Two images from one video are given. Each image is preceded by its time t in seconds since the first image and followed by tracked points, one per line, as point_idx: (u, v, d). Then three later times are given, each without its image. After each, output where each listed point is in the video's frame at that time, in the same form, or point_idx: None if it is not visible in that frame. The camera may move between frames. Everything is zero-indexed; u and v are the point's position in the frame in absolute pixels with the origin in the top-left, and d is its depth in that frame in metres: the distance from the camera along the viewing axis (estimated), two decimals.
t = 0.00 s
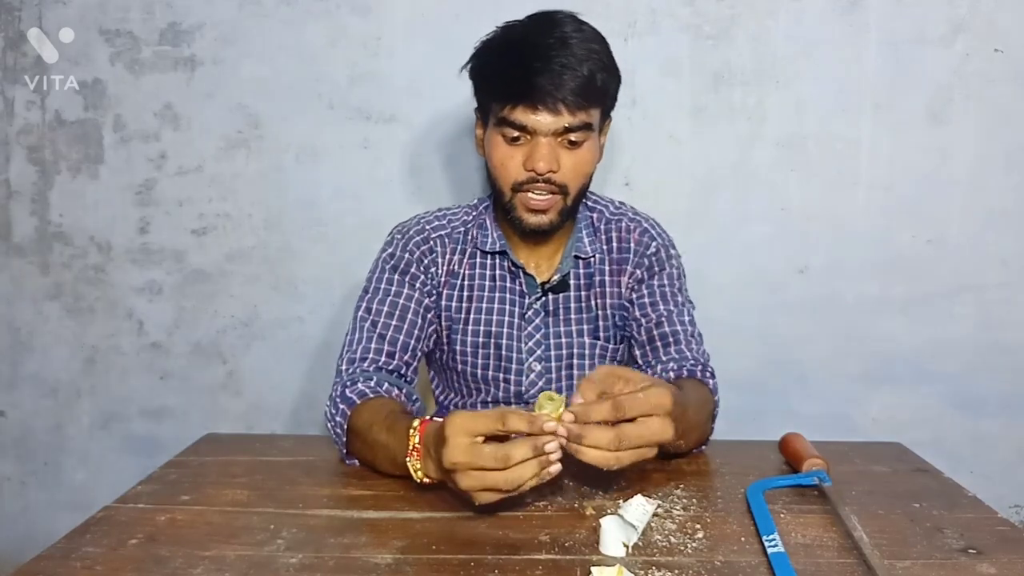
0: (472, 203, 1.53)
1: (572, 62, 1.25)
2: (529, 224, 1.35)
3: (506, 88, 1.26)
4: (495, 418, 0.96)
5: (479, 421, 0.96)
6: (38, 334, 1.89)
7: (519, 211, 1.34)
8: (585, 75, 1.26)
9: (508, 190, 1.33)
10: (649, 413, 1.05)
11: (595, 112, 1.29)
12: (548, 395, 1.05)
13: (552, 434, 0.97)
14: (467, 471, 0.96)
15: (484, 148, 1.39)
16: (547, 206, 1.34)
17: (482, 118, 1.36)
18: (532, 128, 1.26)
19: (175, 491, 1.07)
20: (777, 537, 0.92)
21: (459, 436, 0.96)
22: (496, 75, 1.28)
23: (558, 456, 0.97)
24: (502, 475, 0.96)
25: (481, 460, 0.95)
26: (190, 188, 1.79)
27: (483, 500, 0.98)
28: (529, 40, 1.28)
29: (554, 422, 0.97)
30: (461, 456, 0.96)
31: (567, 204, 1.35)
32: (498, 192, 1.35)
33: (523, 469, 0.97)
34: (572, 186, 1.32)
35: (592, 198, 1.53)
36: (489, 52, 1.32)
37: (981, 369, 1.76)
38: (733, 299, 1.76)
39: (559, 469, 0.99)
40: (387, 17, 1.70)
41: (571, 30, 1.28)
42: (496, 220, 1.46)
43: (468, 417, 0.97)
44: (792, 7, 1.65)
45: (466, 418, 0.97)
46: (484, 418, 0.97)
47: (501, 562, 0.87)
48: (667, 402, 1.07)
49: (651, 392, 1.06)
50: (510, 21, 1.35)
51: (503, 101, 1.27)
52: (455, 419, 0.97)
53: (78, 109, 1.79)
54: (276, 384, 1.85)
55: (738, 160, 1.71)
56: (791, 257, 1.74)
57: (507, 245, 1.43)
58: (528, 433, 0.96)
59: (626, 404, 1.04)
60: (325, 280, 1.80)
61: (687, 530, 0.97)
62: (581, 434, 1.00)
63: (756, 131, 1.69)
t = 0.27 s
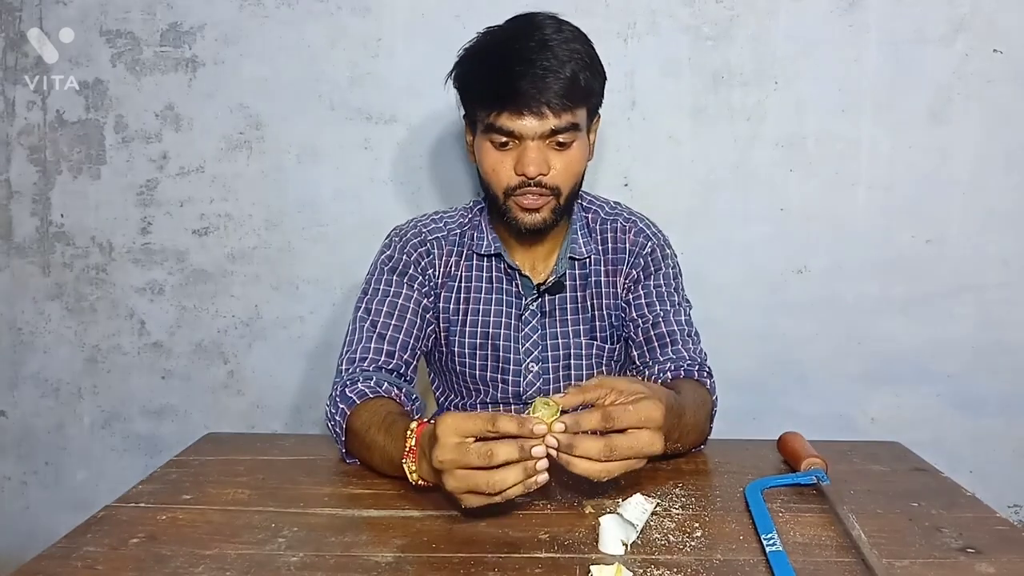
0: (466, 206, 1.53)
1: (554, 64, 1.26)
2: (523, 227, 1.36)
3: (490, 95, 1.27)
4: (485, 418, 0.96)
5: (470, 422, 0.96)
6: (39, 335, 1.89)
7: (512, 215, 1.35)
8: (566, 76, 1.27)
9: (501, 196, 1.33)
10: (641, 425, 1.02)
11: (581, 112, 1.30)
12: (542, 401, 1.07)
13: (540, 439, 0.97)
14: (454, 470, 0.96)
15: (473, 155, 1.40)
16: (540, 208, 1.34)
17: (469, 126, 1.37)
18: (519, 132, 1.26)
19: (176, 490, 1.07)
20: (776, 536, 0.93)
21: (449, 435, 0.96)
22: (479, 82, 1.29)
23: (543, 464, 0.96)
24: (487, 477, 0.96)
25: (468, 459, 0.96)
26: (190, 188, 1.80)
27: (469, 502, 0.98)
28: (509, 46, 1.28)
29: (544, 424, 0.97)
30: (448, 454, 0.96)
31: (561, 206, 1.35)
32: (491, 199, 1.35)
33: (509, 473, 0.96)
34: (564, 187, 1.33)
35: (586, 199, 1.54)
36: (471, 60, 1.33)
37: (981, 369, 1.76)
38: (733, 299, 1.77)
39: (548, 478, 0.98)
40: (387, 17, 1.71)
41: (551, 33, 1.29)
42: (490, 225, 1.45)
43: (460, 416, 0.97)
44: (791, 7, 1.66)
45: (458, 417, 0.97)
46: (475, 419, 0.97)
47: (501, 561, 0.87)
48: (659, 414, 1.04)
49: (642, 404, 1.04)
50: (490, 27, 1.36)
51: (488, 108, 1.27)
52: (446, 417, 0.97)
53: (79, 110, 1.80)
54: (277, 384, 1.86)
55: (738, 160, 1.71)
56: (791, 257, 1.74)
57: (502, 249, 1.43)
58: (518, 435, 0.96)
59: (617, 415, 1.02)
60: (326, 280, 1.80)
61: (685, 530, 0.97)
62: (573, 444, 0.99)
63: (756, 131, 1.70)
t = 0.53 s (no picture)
0: (469, 206, 1.53)
1: (555, 65, 1.26)
2: (528, 227, 1.36)
3: (493, 97, 1.27)
4: (495, 423, 0.96)
5: (480, 427, 0.97)
6: (39, 335, 1.89)
7: (517, 216, 1.35)
8: (568, 77, 1.26)
9: (504, 196, 1.33)
10: (649, 441, 1.01)
11: (584, 112, 1.29)
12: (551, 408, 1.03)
13: (550, 446, 0.96)
14: (463, 473, 0.96)
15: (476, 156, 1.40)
16: (544, 209, 1.34)
17: (471, 128, 1.37)
18: (523, 134, 1.26)
19: (176, 490, 1.07)
20: (777, 537, 0.93)
21: (458, 438, 0.97)
22: (481, 84, 1.29)
23: (552, 470, 0.95)
24: (495, 481, 0.95)
25: (476, 463, 0.95)
26: (190, 188, 1.80)
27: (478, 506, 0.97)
28: (511, 47, 1.28)
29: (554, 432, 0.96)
30: (458, 457, 0.96)
31: (565, 206, 1.35)
32: (495, 199, 1.36)
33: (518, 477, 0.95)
34: (568, 187, 1.33)
35: (588, 199, 1.54)
36: (473, 62, 1.33)
37: (980, 369, 1.76)
38: (733, 299, 1.77)
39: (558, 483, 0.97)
40: (387, 17, 1.71)
41: (551, 33, 1.29)
42: (492, 225, 1.46)
43: (470, 420, 0.97)
44: (791, 7, 1.66)
45: (467, 422, 0.97)
46: (485, 424, 0.97)
47: (501, 561, 0.87)
48: (671, 431, 1.03)
49: (653, 420, 1.02)
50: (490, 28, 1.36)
51: (491, 110, 1.27)
52: (456, 421, 0.97)
53: (79, 110, 1.80)
54: (276, 384, 1.86)
55: (737, 160, 1.71)
56: (791, 257, 1.74)
57: (505, 249, 1.43)
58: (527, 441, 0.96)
59: (627, 430, 1.01)
60: (326, 280, 1.80)
61: (686, 530, 0.97)
62: (580, 453, 0.99)
63: (755, 132, 1.70)
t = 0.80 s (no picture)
0: (470, 205, 1.53)
1: (562, 67, 1.26)
2: (529, 228, 1.36)
3: (499, 97, 1.27)
4: (506, 441, 0.95)
5: (492, 442, 0.96)
6: (39, 335, 1.89)
7: (519, 217, 1.35)
8: (576, 80, 1.26)
9: (508, 197, 1.34)
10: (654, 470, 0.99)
11: (590, 115, 1.30)
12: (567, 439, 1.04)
13: (556, 474, 0.95)
14: (465, 485, 0.94)
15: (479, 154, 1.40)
16: (547, 210, 1.34)
17: (475, 126, 1.37)
18: (528, 135, 1.26)
19: (176, 490, 1.07)
20: (777, 537, 0.93)
21: (467, 449, 0.96)
22: (487, 83, 1.29)
23: (554, 497, 0.94)
24: (496, 497, 0.93)
25: (480, 476, 0.94)
26: (190, 188, 1.80)
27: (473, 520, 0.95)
28: (518, 47, 1.28)
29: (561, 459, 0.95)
30: (462, 468, 0.95)
31: (567, 207, 1.35)
32: (498, 199, 1.36)
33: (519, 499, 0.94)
34: (570, 189, 1.33)
35: (587, 197, 1.54)
36: (479, 60, 1.32)
37: (980, 369, 1.76)
38: (733, 298, 1.77)
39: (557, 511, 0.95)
40: (387, 17, 1.71)
41: (559, 34, 1.28)
42: (492, 223, 1.46)
43: (481, 435, 0.96)
44: (791, 6, 1.66)
45: (478, 435, 0.96)
46: (495, 440, 0.96)
47: (501, 561, 0.88)
48: (675, 456, 1.00)
49: (658, 447, 1.00)
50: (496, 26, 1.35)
51: (497, 110, 1.27)
52: (467, 432, 0.96)
53: (79, 110, 1.80)
54: (276, 384, 1.86)
55: (737, 160, 1.71)
56: (791, 257, 1.74)
57: (505, 248, 1.44)
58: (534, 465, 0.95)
59: (632, 463, 0.98)
60: (326, 280, 1.80)
61: (685, 530, 0.97)
62: (582, 486, 0.96)
63: (755, 131, 1.70)
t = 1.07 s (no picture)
0: (455, 204, 1.52)
1: (549, 60, 1.27)
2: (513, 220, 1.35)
3: (486, 87, 1.27)
4: (502, 434, 0.95)
5: (490, 433, 0.96)
6: (39, 335, 1.89)
7: (503, 208, 1.34)
8: (562, 72, 1.27)
9: (492, 188, 1.33)
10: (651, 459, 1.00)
11: (574, 108, 1.30)
12: (562, 423, 1.03)
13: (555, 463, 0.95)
14: (467, 479, 0.95)
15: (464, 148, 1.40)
16: (530, 202, 1.34)
17: (460, 119, 1.37)
18: (514, 125, 1.27)
19: (176, 490, 1.07)
20: (776, 536, 0.93)
21: (466, 444, 0.96)
22: (474, 74, 1.29)
23: (558, 483, 0.95)
24: (500, 488, 0.94)
25: (481, 470, 0.94)
26: (190, 188, 1.80)
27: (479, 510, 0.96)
28: (505, 40, 1.29)
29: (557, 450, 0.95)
30: (463, 462, 0.95)
31: (550, 200, 1.35)
32: (482, 191, 1.35)
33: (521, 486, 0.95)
34: (554, 181, 1.33)
35: (569, 190, 1.55)
36: (465, 53, 1.33)
37: (980, 369, 1.76)
38: (733, 298, 1.77)
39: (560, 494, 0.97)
40: (386, 17, 1.71)
41: (545, 29, 1.29)
42: (478, 219, 1.46)
43: (477, 428, 0.96)
44: (792, 7, 1.66)
45: (474, 428, 0.96)
46: (491, 431, 0.96)
47: (501, 560, 0.88)
48: (668, 450, 1.01)
49: (651, 438, 1.01)
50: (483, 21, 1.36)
51: (483, 100, 1.27)
52: (464, 425, 0.96)
53: (79, 110, 1.80)
54: (276, 384, 1.86)
55: (737, 160, 1.71)
56: (791, 257, 1.74)
57: (491, 243, 1.43)
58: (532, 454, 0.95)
59: (630, 457, 0.99)
60: (326, 280, 1.80)
61: (686, 530, 0.97)
62: (580, 474, 0.98)
63: (755, 132, 1.70)
